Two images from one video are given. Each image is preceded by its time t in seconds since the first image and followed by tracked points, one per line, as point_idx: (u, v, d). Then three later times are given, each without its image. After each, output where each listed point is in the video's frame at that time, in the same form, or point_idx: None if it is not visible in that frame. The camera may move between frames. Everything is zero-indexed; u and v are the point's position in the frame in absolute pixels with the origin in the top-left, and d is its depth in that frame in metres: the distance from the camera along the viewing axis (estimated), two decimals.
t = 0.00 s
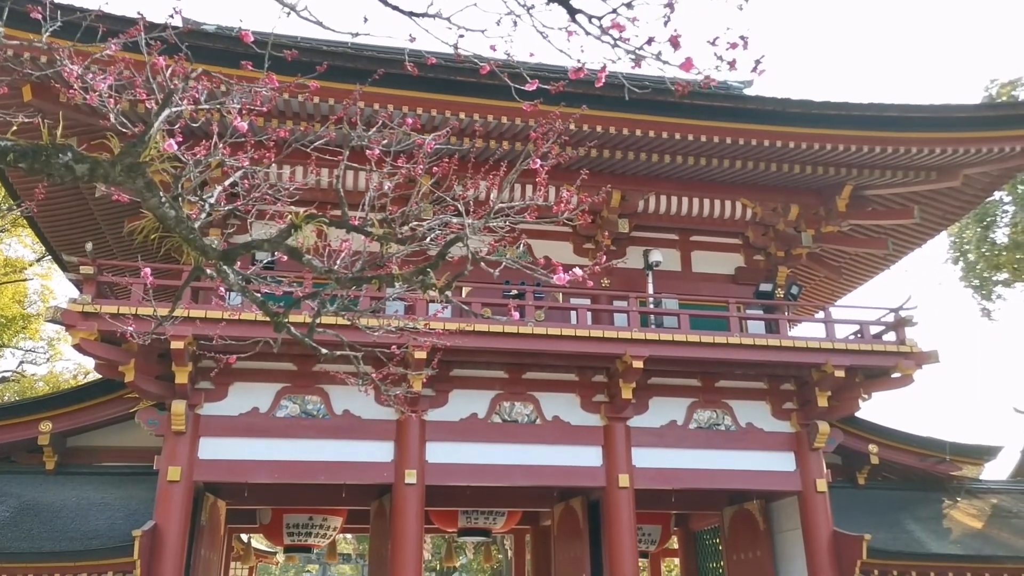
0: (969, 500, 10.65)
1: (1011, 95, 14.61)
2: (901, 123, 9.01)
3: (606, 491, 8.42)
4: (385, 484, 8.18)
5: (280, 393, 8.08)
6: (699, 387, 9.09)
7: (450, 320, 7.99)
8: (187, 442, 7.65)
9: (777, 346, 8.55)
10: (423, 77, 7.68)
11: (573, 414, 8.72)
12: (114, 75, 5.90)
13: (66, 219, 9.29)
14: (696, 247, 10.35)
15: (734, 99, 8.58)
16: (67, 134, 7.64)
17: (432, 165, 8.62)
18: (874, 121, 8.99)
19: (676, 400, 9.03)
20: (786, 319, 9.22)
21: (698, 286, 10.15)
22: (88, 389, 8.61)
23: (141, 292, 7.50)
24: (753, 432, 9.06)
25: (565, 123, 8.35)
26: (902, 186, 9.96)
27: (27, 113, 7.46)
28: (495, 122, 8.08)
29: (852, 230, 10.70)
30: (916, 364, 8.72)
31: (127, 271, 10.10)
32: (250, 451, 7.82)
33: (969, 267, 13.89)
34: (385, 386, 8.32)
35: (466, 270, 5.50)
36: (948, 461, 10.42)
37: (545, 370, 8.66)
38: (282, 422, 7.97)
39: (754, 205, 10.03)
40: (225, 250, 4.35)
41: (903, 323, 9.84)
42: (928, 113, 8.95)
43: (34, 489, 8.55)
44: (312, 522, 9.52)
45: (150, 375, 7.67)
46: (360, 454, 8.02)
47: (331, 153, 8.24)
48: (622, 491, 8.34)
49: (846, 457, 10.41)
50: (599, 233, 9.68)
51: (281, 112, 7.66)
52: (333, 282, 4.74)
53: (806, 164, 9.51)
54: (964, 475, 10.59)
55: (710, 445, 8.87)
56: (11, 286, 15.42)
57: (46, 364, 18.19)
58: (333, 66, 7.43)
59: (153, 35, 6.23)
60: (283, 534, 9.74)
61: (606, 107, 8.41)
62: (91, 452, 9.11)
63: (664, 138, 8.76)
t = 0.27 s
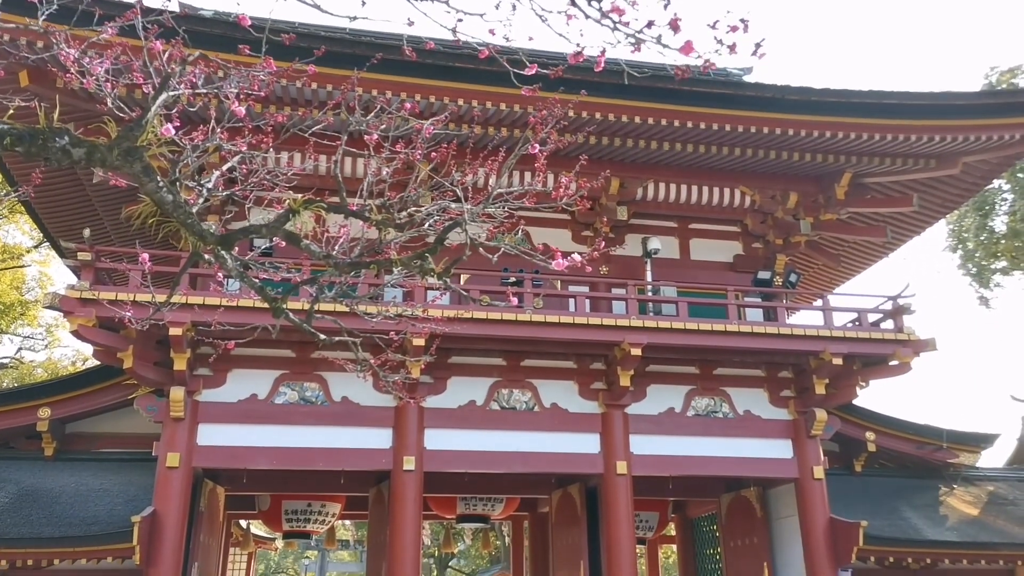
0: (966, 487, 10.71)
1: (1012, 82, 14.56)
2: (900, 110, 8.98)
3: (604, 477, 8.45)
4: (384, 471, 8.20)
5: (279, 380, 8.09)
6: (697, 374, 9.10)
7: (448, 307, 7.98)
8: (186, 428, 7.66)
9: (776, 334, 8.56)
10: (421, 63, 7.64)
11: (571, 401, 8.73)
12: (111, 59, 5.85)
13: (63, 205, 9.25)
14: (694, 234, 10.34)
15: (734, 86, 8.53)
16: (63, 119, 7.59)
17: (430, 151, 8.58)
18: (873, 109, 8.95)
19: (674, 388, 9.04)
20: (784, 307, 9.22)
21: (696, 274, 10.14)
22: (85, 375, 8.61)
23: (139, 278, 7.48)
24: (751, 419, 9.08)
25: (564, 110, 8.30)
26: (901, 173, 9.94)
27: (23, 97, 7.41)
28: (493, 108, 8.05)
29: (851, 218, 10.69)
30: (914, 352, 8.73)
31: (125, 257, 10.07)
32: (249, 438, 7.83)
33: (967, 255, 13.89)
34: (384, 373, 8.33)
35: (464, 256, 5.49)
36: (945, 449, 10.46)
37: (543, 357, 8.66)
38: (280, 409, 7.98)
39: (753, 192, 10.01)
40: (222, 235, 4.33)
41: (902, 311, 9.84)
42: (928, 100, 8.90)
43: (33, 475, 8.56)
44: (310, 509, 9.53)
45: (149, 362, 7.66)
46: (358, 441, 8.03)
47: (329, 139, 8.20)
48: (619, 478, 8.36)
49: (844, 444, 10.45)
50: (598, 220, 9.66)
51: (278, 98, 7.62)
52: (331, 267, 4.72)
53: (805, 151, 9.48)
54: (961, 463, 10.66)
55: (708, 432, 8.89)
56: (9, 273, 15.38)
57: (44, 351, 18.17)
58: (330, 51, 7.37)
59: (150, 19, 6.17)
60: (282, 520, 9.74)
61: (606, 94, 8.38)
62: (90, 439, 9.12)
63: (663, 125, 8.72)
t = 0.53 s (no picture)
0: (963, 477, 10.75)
1: (1012, 72, 14.52)
2: (900, 100, 8.95)
3: (603, 467, 8.47)
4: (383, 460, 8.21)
5: (278, 369, 8.09)
6: (696, 364, 9.11)
7: (447, 297, 7.98)
8: (185, 417, 7.67)
9: (775, 324, 8.56)
10: (421, 51, 7.60)
11: (570, 391, 8.74)
12: (109, 46, 5.81)
13: (62, 194, 9.21)
14: (694, 224, 10.32)
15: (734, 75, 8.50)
16: (61, 107, 7.55)
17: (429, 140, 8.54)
18: (873, 98, 8.92)
19: (673, 377, 9.05)
20: (784, 297, 9.22)
21: (695, 264, 10.13)
22: (84, 364, 8.60)
23: (138, 268, 7.47)
24: (750, 409, 9.10)
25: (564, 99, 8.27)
26: (901, 163, 9.92)
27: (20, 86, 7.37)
28: (492, 97, 8.01)
29: (851, 208, 10.68)
30: (913, 342, 8.73)
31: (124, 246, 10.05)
32: (248, 427, 7.83)
33: (966, 246, 13.89)
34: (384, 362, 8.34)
35: (463, 244, 5.48)
36: (943, 438, 10.49)
37: (542, 347, 8.66)
38: (279, 398, 7.98)
39: (752, 182, 9.99)
40: (221, 223, 4.32)
41: (901, 301, 9.85)
42: (928, 89, 8.87)
43: (33, 464, 8.58)
44: (309, 498, 9.53)
45: (148, 351, 7.66)
46: (358, 430, 8.04)
47: (327, 128, 8.17)
48: (618, 467, 8.38)
49: (842, 434, 10.48)
50: (597, 210, 9.64)
51: (276, 86, 7.58)
52: (330, 255, 4.71)
53: (805, 141, 9.45)
54: (959, 452, 10.70)
55: (706, 421, 8.91)
56: (7, 262, 15.34)
57: (43, 340, 18.15)
58: (328, 39, 7.32)
59: (148, 6, 6.13)
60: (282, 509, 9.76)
61: (606, 84, 8.36)
62: (90, 428, 9.13)
63: (662, 115, 8.69)
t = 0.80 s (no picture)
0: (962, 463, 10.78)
1: (1014, 58, 14.44)
2: (902, 86, 8.90)
3: (602, 453, 8.49)
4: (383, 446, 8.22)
5: (278, 356, 8.09)
6: (696, 351, 9.11)
7: (447, 284, 7.97)
8: (186, 404, 7.67)
9: (775, 311, 8.56)
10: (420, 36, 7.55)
11: (570, 378, 8.74)
12: (106, 30, 5.76)
13: (61, 181, 9.19)
14: (694, 211, 10.30)
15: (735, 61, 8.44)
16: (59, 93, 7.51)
17: (429, 126, 8.51)
18: (875, 84, 8.87)
19: (673, 364, 9.05)
20: (784, 284, 9.21)
21: (696, 251, 10.11)
22: (84, 351, 8.60)
23: (138, 255, 7.45)
24: (749, 396, 9.11)
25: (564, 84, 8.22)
26: (902, 150, 9.88)
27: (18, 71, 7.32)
28: (492, 83, 7.97)
29: (851, 194, 10.64)
30: (913, 329, 8.75)
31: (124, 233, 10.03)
32: (248, 414, 7.84)
33: (967, 233, 13.86)
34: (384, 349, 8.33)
35: (463, 229, 5.47)
36: (942, 425, 10.51)
37: (542, 334, 8.66)
38: (279, 385, 7.98)
39: (753, 168, 9.95)
40: (220, 208, 4.30)
41: (901, 288, 9.84)
42: (930, 75, 8.81)
43: (34, 451, 8.60)
44: (310, 485, 9.54)
45: (148, 338, 7.65)
46: (358, 417, 8.05)
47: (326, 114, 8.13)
48: (618, 454, 8.40)
49: (841, 420, 10.50)
50: (597, 197, 9.61)
51: (275, 72, 7.53)
52: (329, 240, 4.69)
53: (806, 127, 9.41)
54: (958, 439, 10.72)
55: (706, 408, 8.92)
56: (7, 250, 15.31)
57: (43, 328, 18.15)
58: (327, 23, 7.27)
59: None
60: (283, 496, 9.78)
61: (606, 70, 8.31)
62: (90, 414, 9.15)
63: (663, 101, 8.65)
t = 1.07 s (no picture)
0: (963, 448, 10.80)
1: (1019, 42, 14.34)
2: (905, 70, 8.84)
3: (604, 438, 8.50)
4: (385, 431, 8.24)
5: (280, 341, 8.09)
6: (697, 336, 9.11)
7: (448, 270, 7.95)
8: (188, 389, 7.68)
9: (777, 296, 8.54)
10: (420, 19, 7.50)
11: (571, 362, 8.75)
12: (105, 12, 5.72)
13: (62, 166, 9.16)
14: (696, 196, 10.25)
15: (738, 44, 8.38)
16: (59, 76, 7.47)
17: (429, 109, 8.46)
18: (878, 68, 8.81)
19: (674, 349, 9.05)
20: (785, 269, 9.19)
21: (697, 236, 10.08)
22: (86, 336, 8.61)
23: (139, 240, 7.44)
24: (750, 380, 9.11)
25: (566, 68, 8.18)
26: (905, 133, 9.82)
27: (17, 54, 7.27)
28: (493, 67, 7.92)
29: (854, 179, 10.59)
30: (915, 314, 8.74)
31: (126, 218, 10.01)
32: (250, 398, 7.85)
33: (969, 217, 13.82)
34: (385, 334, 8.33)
35: (464, 212, 5.44)
36: (944, 410, 10.52)
37: (543, 319, 8.66)
38: (282, 370, 7.99)
39: (755, 152, 9.90)
40: (221, 191, 4.28)
41: (903, 273, 9.82)
42: (934, 59, 8.74)
43: (37, 435, 8.62)
44: (313, 469, 9.54)
45: (150, 323, 7.65)
46: (360, 402, 8.06)
47: (326, 97, 8.09)
48: (619, 439, 8.42)
49: (842, 405, 10.51)
50: (598, 182, 9.56)
51: (275, 55, 7.48)
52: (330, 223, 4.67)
53: (809, 111, 9.35)
54: (959, 423, 10.73)
55: (708, 393, 8.93)
56: (8, 235, 15.29)
57: (45, 313, 18.15)
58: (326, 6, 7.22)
59: None
60: (285, 480, 9.81)
61: (607, 53, 8.26)
62: (93, 399, 9.16)
63: (665, 85, 8.59)
